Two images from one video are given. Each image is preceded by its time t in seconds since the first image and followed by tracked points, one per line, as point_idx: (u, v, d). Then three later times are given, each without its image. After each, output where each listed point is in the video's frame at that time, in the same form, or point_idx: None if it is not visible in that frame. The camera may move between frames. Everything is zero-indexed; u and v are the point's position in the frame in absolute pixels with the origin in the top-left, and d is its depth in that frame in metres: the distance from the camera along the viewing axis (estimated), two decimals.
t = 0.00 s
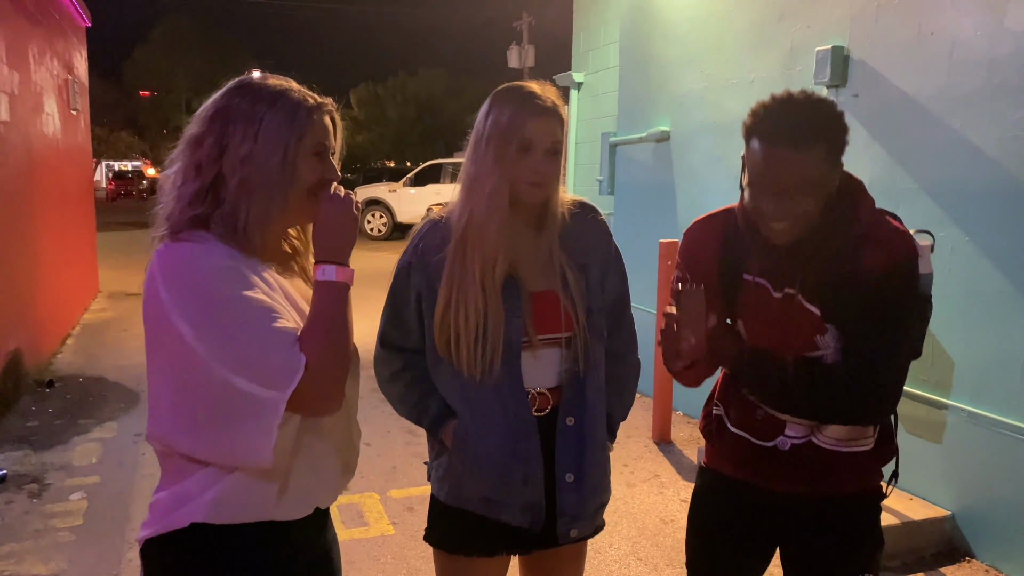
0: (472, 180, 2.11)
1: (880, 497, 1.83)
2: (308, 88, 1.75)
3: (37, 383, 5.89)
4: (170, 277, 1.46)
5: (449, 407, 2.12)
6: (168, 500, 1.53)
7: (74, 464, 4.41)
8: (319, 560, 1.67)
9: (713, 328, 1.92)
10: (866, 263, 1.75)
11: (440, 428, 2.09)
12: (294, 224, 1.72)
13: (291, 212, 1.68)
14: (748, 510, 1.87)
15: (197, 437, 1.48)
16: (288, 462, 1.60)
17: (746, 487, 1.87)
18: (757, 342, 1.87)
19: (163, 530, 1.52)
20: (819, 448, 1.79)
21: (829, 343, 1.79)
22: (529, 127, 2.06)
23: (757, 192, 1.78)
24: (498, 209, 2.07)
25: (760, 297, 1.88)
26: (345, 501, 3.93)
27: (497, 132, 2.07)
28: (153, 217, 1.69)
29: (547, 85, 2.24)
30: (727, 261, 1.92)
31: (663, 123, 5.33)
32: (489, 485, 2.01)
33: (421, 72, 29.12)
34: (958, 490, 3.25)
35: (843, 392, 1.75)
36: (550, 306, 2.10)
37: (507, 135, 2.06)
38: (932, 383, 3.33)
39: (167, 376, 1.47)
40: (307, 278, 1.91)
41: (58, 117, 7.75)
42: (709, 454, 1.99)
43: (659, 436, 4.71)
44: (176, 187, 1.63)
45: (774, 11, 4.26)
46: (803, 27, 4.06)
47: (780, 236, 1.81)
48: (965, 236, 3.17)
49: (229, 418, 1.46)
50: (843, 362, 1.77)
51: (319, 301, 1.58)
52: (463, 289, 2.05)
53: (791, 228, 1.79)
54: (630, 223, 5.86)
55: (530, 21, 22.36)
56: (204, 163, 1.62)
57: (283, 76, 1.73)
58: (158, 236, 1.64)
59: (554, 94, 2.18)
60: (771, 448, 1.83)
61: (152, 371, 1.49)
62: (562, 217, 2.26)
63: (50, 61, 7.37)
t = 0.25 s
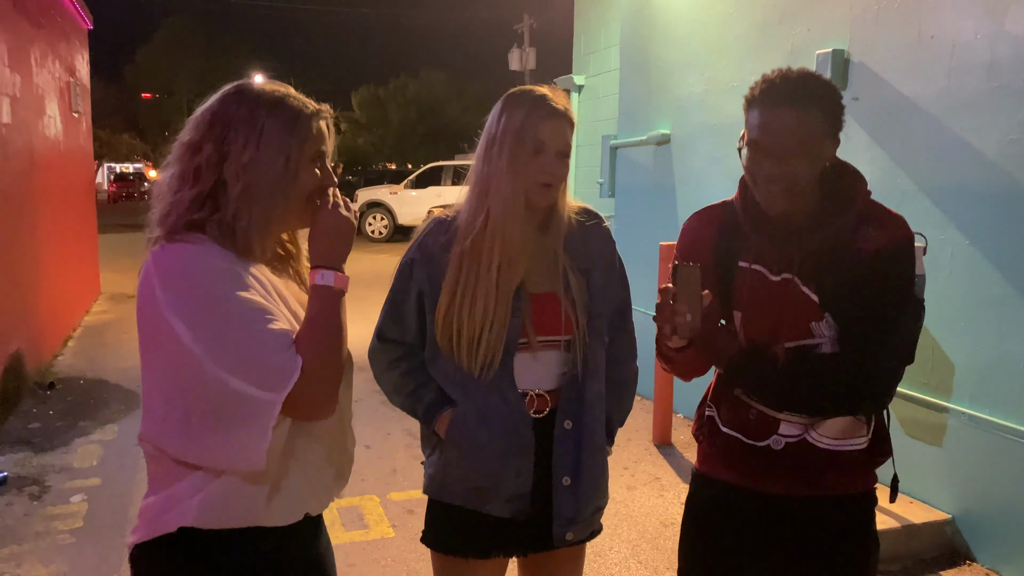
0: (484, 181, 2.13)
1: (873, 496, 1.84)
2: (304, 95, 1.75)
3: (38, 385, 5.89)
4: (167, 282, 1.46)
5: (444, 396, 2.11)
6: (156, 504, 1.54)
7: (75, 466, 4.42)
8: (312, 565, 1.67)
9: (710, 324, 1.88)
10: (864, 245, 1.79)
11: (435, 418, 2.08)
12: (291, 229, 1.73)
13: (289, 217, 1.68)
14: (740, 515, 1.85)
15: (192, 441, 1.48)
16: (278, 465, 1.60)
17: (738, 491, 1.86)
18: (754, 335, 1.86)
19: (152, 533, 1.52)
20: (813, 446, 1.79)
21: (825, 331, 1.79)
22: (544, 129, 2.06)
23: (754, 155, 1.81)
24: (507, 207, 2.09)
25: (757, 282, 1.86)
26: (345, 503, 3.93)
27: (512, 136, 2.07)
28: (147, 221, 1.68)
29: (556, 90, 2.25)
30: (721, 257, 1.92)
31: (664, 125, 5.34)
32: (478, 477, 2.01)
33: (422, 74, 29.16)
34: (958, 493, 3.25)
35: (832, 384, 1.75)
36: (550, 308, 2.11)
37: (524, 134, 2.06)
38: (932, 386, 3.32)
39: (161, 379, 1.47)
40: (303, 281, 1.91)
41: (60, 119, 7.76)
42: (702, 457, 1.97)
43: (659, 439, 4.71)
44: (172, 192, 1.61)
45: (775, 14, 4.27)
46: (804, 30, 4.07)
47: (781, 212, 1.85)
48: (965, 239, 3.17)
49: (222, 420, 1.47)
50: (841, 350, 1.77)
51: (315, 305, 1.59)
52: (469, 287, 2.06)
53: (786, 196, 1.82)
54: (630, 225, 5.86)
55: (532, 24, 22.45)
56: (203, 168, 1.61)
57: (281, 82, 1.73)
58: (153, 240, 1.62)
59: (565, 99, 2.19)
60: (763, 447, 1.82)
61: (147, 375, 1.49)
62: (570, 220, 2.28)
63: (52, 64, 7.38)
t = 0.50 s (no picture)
0: (490, 180, 2.17)
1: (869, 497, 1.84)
2: (294, 99, 1.74)
3: (39, 387, 5.90)
4: (163, 286, 1.46)
5: (438, 401, 2.12)
6: (151, 510, 1.53)
7: (76, 469, 4.42)
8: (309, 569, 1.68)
9: (701, 322, 1.94)
10: (861, 228, 1.78)
11: (427, 423, 2.09)
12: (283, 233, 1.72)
13: (284, 222, 1.68)
14: (737, 521, 1.85)
15: (191, 443, 1.49)
16: (276, 469, 1.60)
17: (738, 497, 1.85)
18: (749, 332, 1.88)
19: (147, 537, 1.52)
20: (812, 444, 1.79)
21: (821, 321, 1.78)
22: (550, 130, 2.10)
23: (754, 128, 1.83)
24: (520, 209, 2.11)
25: (750, 269, 1.86)
26: (346, 506, 3.93)
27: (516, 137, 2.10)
28: (138, 228, 1.66)
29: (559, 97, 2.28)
30: (716, 253, 1.92)
31: (665, 128, 5.34)
32: (461, 484, 2.02)
33: (424, 77, 29.19)
34: (959, 497, 3.25)
35: (818, 378, 1.71)
36: (550, 310, 2.12)
37: (529, 131, 2.09)
38: (933, 390, 3.33)
39: (160, 383, 1.48)
40: (292, 281, 1.89)
41: (62, 121, 7.77)
42: (697, 459, 1.95)
43: (660, 442, 4.71)
44: (165, 199, 1.60)
45: (775, 17, 4.28)
46: (805, 33, 4.07)
47: (780, 200, 1.88)
48: (965, 242, 3.17)
49: (222, 423, 1.49)
50: (838, 340, 1.76)
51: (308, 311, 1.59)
52: (475, 288, 2.07)
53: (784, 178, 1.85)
54: (631, 228, 5.87)
55: (534, 26, 22.47)
56: (196, 173, 1.60)
57: (272, 87, 1.72)
58: (146, 246, 1.61)
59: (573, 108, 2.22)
60: (760, 447, 1.82)
61: (145, 380, 1.50)
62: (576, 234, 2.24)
63: (54, 66, 7.40)
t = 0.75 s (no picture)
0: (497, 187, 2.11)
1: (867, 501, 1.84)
2: (290, 100, 1.74)
3: (40, 389, 5.90)
4: (158, 288, 1.45)
5: (448, 401, 2.12)
6: (149, 513, 1.53)
7: (76, 470, 4.42)
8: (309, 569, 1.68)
9: (696, 320, 1.94)
10: (864, 220, 1.79)
11: (438, 423, 2.09)
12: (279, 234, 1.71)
13: (280, 223, 1.67)
14: (735, 523, 1.85)
15: (189, 447, 1.49)
16: (274, 472, 1.60)
17: (743, 503, 1.84)
18: (746, 335, 1.86)
19: (146, 542, 1.52)
20: (810, 445, 1.79)
21: (820, 317, 1.77)
22: (561, 149, 2.06)
23: (746, 122, 1.83)
24: (529, 223, 2.08)
25: (745, 267, 1.85)
26: (346, 508, 3.93)
27: (527, 156, 2.07)
28: (133, 228, 1.66)
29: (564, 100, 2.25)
30: (713, 252, 1.89)
31: (666, 130, 5.34)
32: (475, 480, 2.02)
33: (425, 79, 29.22)
34: (959, 500, 3.24)
35: (813, 376, 1.72)
36: (553, 313, 2.10)
37: (541, 148, 2.05)
38: (934, 392, 3.32)
39: (158, 387, 1.48)
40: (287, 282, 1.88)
41: (63, 123, 7.78)
42: (691, 463, 1.95)
43: (661, 444, 4.71)
44: (160, 199, 1.60)
45: (776, 19, 4.28)
46: (806, 36, 4.08)
47: (779, 197, 1.88)
48: (966, 244, 3.17)
49: (218, 427, 1.48)
50: (837, 338, 1.76)
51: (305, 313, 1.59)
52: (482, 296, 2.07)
53: (781, 174, 1.85)
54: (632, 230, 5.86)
55: (534, 29, 22.51)
56: (190, 174, 1.60)
57: (268, 87, 1.72)
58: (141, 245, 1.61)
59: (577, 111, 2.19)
60: (756, 448, 1.81)
61: (141, 384, 1.50)
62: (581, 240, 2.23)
63: (55, 68, 7.42)
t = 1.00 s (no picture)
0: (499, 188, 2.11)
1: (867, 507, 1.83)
2: (294, 101, 1.74)
3: (41, 390, 5.90)
4: (161, 293, 1.46)
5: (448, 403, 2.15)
6: (150, 515, 1.53)
7: (77, 471, 4.42)
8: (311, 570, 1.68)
9: (700, 321, 1.94)
10: (869, 218, 1.79)
11: (439, 424, 2.12)
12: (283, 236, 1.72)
13: (285, 225, 1.68)
14: (736, 524, 1.85)
15: (190, 450, 1.49)
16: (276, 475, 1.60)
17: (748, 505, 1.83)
18: (747, 335, 1.87)
19: (151, 543, 1.52)
20: (812, 449, 1.77)
21: (824, 317, 1.77)
22: (561, 151, 2.06)
23: (747, 120, 1.84)
24: (534, 230, 2.08)
25: (749, 265, 1.85)
26: (347, 510, 3.93)
27: (528, 156, 2.07)
28: (138, 230, 1.68)
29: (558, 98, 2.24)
30: (714, 251, 1.91)
31: (667, 132, 5.35)
32: (483, 480, 2.01)
33: (426, 81, 29.23)
34: (961, 502, 3.24)
35: (813, 377, 1.72)
36: (562, 316, 2.11)
37: (544, 153, 2.06)
38: (935, 394, 3.32)
39: (159, 391, 1.48)
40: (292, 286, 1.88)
41: (64, 124, 7.79)
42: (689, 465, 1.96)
43: (662, 446, 4.70)
44: (164, 202, 1.61)
45: (777, 22, 4.29)
46: (807, 38, 4.08)
47: (782, 196, 1.88)
48: (967, 246, 3.17)
49: (219, 430, 1.49)
50: (841, 337, 1.76)
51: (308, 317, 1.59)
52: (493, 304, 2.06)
53: (780, 171, 1.85)
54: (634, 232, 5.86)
55: (535, 31, 22.56)
56: (195, 177, 1.61)
57: (272, 89, 1.73)
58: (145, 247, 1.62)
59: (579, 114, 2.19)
60: (757, 451, 1.81)
61: (143, 386, 1.50)
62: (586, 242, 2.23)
63: (57, 69, 7.43)
